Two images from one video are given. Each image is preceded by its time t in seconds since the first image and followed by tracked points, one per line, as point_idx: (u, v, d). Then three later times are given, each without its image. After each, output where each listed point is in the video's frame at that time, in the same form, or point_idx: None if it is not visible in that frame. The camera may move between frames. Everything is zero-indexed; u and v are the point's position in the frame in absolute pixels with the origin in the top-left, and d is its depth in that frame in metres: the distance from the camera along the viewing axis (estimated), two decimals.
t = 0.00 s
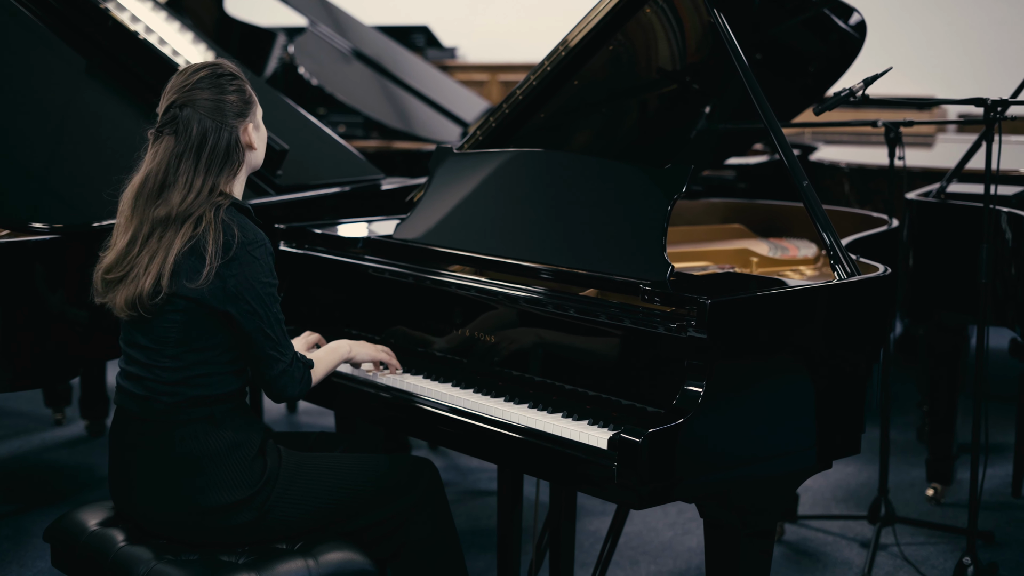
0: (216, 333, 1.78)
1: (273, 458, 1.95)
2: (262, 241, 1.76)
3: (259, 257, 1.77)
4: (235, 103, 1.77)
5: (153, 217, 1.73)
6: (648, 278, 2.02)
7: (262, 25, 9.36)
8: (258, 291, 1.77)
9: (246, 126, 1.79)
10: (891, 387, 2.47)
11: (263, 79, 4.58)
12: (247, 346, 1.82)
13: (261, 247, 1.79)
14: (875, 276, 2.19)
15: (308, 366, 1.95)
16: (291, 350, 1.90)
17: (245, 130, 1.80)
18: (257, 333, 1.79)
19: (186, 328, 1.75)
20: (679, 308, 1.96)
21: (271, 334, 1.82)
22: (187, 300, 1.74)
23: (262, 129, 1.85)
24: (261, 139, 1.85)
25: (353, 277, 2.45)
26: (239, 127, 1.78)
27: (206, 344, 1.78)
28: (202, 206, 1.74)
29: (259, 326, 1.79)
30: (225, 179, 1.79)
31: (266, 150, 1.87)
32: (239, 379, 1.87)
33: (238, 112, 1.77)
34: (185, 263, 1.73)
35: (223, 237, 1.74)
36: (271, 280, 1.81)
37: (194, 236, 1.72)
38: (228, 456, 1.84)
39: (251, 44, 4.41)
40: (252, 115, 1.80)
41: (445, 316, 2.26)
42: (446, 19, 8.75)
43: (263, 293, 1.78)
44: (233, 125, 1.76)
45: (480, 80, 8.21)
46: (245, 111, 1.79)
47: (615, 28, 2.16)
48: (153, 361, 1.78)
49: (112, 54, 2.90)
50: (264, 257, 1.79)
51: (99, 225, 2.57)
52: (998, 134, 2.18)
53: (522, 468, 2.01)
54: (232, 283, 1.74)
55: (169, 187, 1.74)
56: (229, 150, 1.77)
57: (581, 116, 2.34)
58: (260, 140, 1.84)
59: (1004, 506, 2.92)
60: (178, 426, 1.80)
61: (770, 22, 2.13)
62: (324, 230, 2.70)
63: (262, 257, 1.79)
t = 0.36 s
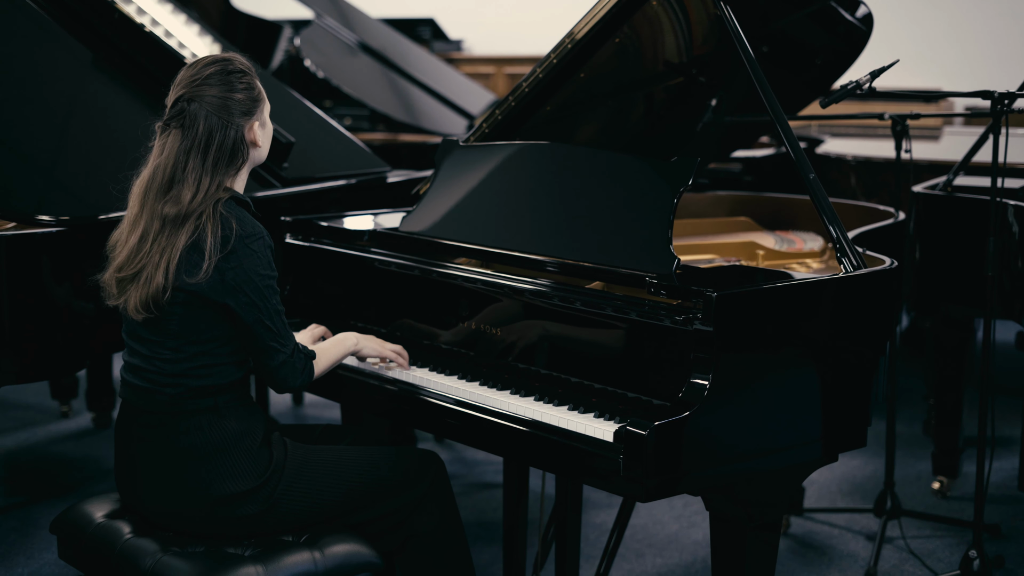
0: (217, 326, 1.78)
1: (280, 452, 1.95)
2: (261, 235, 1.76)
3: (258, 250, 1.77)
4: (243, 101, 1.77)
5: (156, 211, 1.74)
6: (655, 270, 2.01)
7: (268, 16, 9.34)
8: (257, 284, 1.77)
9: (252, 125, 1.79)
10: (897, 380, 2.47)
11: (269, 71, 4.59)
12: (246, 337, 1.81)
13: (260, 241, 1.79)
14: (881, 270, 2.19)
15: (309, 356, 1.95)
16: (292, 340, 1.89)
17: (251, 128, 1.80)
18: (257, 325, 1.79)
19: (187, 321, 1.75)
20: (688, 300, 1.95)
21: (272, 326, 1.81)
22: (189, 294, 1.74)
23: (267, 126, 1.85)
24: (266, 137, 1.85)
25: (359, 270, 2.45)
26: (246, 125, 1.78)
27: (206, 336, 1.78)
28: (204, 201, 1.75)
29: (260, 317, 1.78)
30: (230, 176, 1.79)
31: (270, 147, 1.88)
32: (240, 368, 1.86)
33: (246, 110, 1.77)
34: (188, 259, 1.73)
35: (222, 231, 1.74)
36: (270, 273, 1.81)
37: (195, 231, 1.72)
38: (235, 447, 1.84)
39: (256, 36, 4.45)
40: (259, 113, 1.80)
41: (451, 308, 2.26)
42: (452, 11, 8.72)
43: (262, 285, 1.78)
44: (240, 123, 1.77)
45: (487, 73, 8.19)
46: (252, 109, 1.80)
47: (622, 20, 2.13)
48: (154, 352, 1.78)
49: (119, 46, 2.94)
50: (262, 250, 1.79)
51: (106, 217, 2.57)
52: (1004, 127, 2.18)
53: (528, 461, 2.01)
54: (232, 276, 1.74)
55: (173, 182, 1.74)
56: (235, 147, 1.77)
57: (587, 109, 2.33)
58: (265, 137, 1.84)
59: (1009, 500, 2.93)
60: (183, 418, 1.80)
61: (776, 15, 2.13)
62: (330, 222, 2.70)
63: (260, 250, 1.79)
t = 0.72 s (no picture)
0: (218, 307, 1.79)
1: (287, 441, 1.96)
2: (254, 212, 1.77)
3: (252, 228, 1.78)
4: (224, 86, 1.77)
5: (147, 199, 1.75)
6: (663, 263, 2.02)
7: (276, 7, 9.32)
8: (254, 262, 1.77)
9: (234, 109, 1.78)
10: (906, 373, 2.46)
11: (278, 63, 4.60)
12: (246, 318, 1.81)
13: (254, 218, 1.80)
14: (890, 263, 2.18)
15: (308, 339, 1.93)
16: (288, 322, 1.87)
17: (234, 113, 1.79)
18: (255, 304, 1.79)
19: (187, 304, 1.76)
20: (693, 293, 1.95)
21: (269, 306, 1.81)
22: (188, 277, 1.75)
23: (251, 111, 1.85)
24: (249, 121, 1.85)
25: (367, 263, 2.45)
26: (228, 110, 1.78)
27: (207, 318, 1.78)
28: (194, 186, 1.75)
29: (258, 297, 1.78)
30: (218, 162, 1.79)
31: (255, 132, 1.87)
32: (243, 354, 1.86)
33: (227, 95, 1.77)
34: (183, 244, 1.74)
35: (216, 210, 1.75)
36: (267, 251, 1.82)
37: (188, 213, 1.73)
38: (241, 435, 1.85)
39: (264, 29, 4.45)
40: (241, 97, 1.79)
41: (459, 301, 2.26)
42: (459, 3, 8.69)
43: (258, 264, 1.78)
44: (222, 108, 1.76)
45: (495, 65, 8.16)
46: (234, 94, 1.79)
47: (632, 12, 2.12)
48: (155, 340, 1.79)
49: (124, 36, 2.86)
50: (257, 227, 1.80)
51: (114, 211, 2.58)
52: (1015, 120, 2.17)
53: (536, 454, 2.01)
54: (228, 254, 1.74)
55: (162, 171, 1.75)
56: (219, 133, 1.77)
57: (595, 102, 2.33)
58: (249, 122, 1.83)
59: (1017, 494, 2.92)
60: (188, 405, 1.80)
61: (783, 8, 2.12)
62: (339, 214, 2.70)
63: (255, 227, 1.80)
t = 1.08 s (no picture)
0: (219, 286, 1.80)
1: (295, 424, 1.99)
2: (248, 188, 1.79)
3: (247, 204, 1.80)
4: (201, 73, 1.77)
5: (137, 188, 1.75)
6: (673, 255, 2.01)
7: None
8: (251, 238, 1.79)
9: (213, 95, 1.78)
10: (915, 366, 2.46)
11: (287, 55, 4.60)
12: (246, 298, 1.83)
13: (248, 196, 1.82)
14: (899, 255, 2.17)
15: (312, 317, 1.97)
16: (290, 300, 1.89)
17: (214, 99, 1.79)
18: (254, 282, 1.80)
19: (188, 285, 1.77)
20: (701, 286, 1.95)
21: (269, 282, 1.83)
22: (186, 259, 1.76)
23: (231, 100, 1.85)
24: (231, 109, 1.84)
25: (376, 255, 2.46)
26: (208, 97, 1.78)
27: (208, 299, 1.80)
28: (183, 170, 1.75)
29: (258, 275, 1.80)
30: (202, 149, 1.79)
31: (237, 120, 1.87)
32: (245, 337, 1.89)
33: (206, 82, 1.77)
34: (178, 227, 1.75)
35: (210, 190, 1.76)
36: (263, 229, 1.84)
37: (181, 196, 1.74)
38: (248, 418, 1.87)
39: (273, 22, 4.45)
40: (220, 84, 1.79)
41: (467, 293, 2.26)
42: None
43: (256, 240, 1.80)
44: (201, 95, 1.76)
45: (505, 57, 8.15)
46: (213, 81, 1.79)
47: (641, 5, 2.13)
48: (158, 326, 1.80)
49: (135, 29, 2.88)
50: (252, 204, 1.82)
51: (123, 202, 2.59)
52: None
53: (545, 446, 2.01)
54: (226, 231, 1.76)
55: (149, 160, 1.75)
56: (201, 119, 1.77)
57: (605, 94, 2.32)
58: (230, 109, 1.83)
59: None
60: (192, 390, 1.82)
61: None
62: (348, 207, 2.70)
63: (250, 204, 1.81)
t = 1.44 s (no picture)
0: (219, 274, 1.81)
1: (304, 412, 1.99)
2: (242, 176, 1.80)
3: (243, 192, 1.81)
4: (199, 62, 1.79)
5: (131, 173, 1.76)
6: (684, 247, 2.00)
7: None
8: (248, 225, 1.80)
9: (210, 87, 1.80)
10: (927, 359, 2.46)
11: (299, 46, 4.61)
12: (245, 284, 1.83)
13: (244, 185, 1.82)
14: (912, 248, 2.17)
15: (313, 302, 1.98)
16: (289, 285, 1.90)
17: (209, 92, 1.80)
18: (253, 268, 1.81)
19: (187, 274, 1.77)
20: (712, 278, 1.94)
21: (269, 267, 1.83)
22: (183, 247, 1.76)
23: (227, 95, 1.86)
24: (227, 106, 1.85)
25: (387, 247, 2.46)
26: (203, 88, 1.79)
27: (209, 287, 1.80)
28: (175, 157, 1.76)
29: (256, 261, 1.81)
30: (196, 138, 1.79)
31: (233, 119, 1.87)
32: (250, 324, 1.90)
33: (203, 73, 1.78)
34: (172, 215, 1.75)
35: (204, 177, 1.77)
36: (261, 218, 1.84)
37: (175, 185, 1.74)
38: (256, 406, 1.87)
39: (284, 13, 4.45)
40: (217, 76, 1.81)
41: (478, 285, 2.26)
42: None
43: (253, 227, 1.80)
44: (197, 84, 1.77)
45: (517, 49, 8.13)
46: (211, 73, 1.81)
47: None
48: (160, 319, 1.81)
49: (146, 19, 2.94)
50: (247, 191, 1.82)
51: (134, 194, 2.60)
52: None
53: (556, 438, 2.01)
54: (222, 220, 1.76)
55: (143, 145, 1.76)
56: (195, 108, 1.78)
57: (617, 86, 2.33)
58: (225, 105, 1.84)
59: None
60: (201, 378, 1.82)
61: None
62: (359, 199, 2.71)
63: (245, 192, 1.82)
